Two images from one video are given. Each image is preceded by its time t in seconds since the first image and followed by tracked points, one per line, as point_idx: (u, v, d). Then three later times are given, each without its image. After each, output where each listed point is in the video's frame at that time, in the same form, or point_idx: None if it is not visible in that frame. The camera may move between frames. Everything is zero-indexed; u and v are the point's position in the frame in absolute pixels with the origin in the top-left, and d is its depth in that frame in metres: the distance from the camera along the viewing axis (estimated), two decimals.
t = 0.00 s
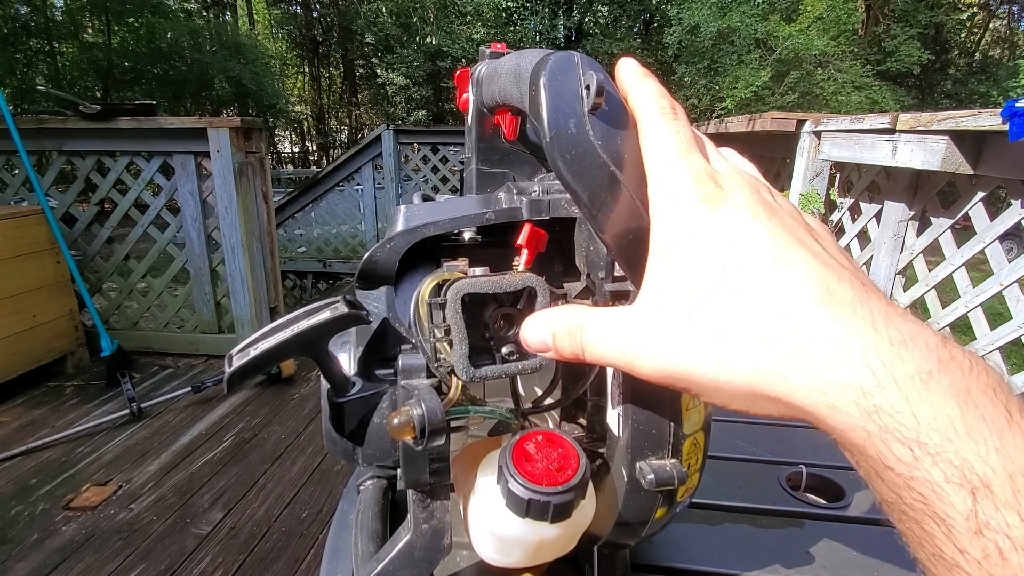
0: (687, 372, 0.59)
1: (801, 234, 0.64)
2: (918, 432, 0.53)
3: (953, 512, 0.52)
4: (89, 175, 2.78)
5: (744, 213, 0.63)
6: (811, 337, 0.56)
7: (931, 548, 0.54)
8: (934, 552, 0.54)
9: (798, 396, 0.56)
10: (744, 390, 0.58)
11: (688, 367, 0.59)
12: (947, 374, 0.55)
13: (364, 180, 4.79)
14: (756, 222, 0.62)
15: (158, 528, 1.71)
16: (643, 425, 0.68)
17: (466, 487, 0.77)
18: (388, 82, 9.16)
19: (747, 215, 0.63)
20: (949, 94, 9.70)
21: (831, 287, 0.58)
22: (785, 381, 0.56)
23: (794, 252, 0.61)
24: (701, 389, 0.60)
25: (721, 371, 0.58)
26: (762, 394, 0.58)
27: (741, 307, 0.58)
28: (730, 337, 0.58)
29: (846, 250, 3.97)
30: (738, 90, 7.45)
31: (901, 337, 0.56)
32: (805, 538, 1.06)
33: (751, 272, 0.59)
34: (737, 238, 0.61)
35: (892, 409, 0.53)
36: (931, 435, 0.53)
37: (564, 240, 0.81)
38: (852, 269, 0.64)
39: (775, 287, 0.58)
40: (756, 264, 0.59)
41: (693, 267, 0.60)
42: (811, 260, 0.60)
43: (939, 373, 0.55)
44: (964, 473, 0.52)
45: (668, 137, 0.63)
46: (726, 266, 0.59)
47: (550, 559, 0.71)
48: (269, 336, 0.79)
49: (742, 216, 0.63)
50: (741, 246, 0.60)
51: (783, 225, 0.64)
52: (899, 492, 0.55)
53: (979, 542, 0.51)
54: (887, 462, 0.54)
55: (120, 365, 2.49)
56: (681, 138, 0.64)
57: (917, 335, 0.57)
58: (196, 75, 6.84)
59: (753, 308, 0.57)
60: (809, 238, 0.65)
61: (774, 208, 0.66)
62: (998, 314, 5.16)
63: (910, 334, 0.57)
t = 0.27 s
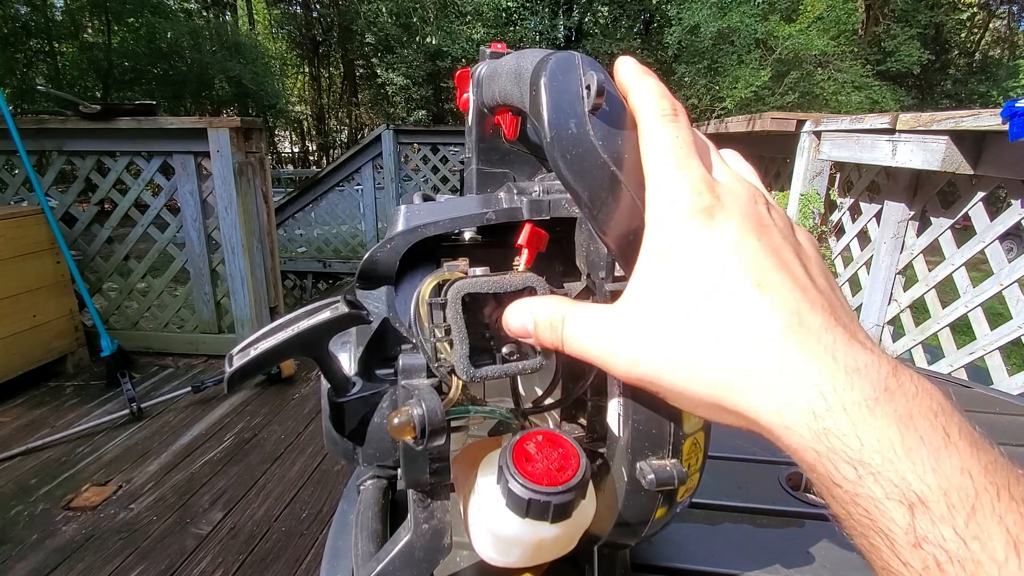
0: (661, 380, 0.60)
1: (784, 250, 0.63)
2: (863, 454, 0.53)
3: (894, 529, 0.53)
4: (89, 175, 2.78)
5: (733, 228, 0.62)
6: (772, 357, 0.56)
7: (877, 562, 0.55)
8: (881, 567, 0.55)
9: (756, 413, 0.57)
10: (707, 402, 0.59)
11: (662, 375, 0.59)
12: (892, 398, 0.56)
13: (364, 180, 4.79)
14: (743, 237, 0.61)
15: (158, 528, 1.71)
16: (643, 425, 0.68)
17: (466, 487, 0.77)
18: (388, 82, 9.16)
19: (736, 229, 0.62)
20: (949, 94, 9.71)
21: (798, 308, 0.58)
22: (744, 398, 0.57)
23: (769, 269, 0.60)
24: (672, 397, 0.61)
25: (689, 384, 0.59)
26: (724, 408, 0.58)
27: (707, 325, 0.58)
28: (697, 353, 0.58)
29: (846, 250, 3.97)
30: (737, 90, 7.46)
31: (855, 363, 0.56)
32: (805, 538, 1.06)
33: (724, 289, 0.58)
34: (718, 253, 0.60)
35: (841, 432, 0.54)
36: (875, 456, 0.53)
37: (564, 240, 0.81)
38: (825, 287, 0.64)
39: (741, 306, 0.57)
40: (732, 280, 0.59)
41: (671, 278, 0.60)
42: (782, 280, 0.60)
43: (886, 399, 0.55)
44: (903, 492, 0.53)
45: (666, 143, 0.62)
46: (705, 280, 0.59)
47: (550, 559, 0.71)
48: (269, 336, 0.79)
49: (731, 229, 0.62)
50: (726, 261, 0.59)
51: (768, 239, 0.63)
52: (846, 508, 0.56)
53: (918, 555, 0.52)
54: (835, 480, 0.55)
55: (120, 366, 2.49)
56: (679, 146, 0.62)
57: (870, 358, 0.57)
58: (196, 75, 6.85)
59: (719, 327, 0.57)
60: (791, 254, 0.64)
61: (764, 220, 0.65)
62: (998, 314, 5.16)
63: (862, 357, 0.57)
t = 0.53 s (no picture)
0: (659, 383, 0.60)
1: (782, 254, 0.64)
2: (856, 458, 0.54)
3: (886, 531, 0.54)
4: (89, 175, 2.78)
5: (733, 231, 0.62)
6: (768, 362, 0.57)
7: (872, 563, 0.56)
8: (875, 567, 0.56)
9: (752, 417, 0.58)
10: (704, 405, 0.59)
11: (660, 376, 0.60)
12: (886, 403, 0.56)
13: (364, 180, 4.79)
14: (742, 242, 0.61)
15: (158, 528, 1.71)
16: (644, 425, 0.68)
17: (466, 487, 0.77)
18: (388, 82, 9.16)
19: (735, 233, 0.62)
20: (949, 94, 9.71)
21: (795, 313, 0.58)
22: (741, 401, 0.57)
23: (768, 274, 0.60)
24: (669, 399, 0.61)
25: (687, 387, 0.59)
26: (721, 411, 0.59)
27: (704, 329, 0.58)
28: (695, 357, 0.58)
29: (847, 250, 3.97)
30: (737, 90, 7.46)
31: (850, 369, 0.57)
32: (805, 538, 1.06)
33: (723, 294, 0.59)
34: (717, 257, 0.60)
35: (835, 437, 0.55)
36: (868, 460, 0.54)
37: (564, 240, 0.81)
38: (822, 291, 0.64)
39: (738, 310, 0.58)
40: (730, 284, 0.59)
41: (669, 281, 0.60)
42: (780, 284, 0.60)
43: (880, 404, 0.56)
44: (895, 496, 0.54)
45: (664, 145, 0.62)
46: (702, 283, 0.59)
47: (550, 560, 0.71)
48: (269, 336, 0.79)
49: (731, 232, 0.62)
50: (725, 266, 0.60)
51: (766, 243, 0.63)
52: (840, 510, 0.57)
53: (910, 557, 0.54)
54: (829, 484, 0.56)
55: (120, 366, 2.49)
56: (678, 148, 0.62)
57: (865, 364, 0.58)
58: (196, 75, 6.85)
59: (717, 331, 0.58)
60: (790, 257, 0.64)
61: (763, 223, 0.65)
62: (998, 314, 5.16)
63: (856, 362, 0.58)
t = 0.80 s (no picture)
0: (659, 384, 0.60)
1: (782, 256, 0.63)
2: (854, 460, 0.54)
3: (884, 532, 0.55)
4: (89, 175, 2.78)
5: (733, 233, 0.62)
6: (766, 365, 0.57)
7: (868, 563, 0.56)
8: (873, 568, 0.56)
9: (751, 419, 0.58)
10: (703, 407, 0.60)
11: (660, 379, 0.60)
12: (884, 405, 0.56)
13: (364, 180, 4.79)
14: (743, 244, 0.61)
15: (158, 528, 1.71)
16: (643, 425, 0.68)
17: (466, 487, 0.77)
18: (388, 82, 9.16)
19: (736, 234, 0.62)
20: (948, 94, 9.72)
21: (794, 315, 0.58)
22: (741, 403, 0.58)
23: (767, 275, 0.60)
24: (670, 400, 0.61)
25: (686, 389, 0.59)
26: (721, 412, 0.59)
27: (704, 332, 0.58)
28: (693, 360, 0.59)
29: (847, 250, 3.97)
30: (737, 90, 7.46)
31: (848, 371, 0.57)
32: (805, 538, 1.06)
33: (723, 296, 0.59)
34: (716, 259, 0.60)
35: (833, 439, 0.55)
36: (867, 462, 0.54)
37: (564, 240, 0.81)
38: (821, 293, 0.64)
39: (738, 312, 0.58)
40: (730, 287, 0.59)
41: (669, 283, 0.60)
42: (778, 286, 0.60)
43: (879, 405, 0.56)
44: (893, 497, 0.54)
45: (666, 145, 0.62)
46: (702, 285, 0.59)
47: (550, 560, 0.71)
48: (269, 336, 0.79)
49: (731, 234, 0.62)
50: (726, 267, 0.60)
51: (765, 244, 0.63)
52: (838, 512, 0.57)
53: (907, 558, 0.54)
54: (828, 485, 0.56)
55: (120, 366, 2.49)
56: (679, 149, 0.62)
57: (862, 366, 0.58)
58: (196, 75, 6.85)
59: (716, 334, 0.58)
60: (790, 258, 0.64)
61: (763, 226, 0.65)
62: (998, 314, 5.17)
63: (855, 364, 0.58)
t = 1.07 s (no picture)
0: (696, 371, 0.58)
1: (804, 246, 0.64)
2: (904, 442, 0.53)
3: (931, 518, 0.53)
4: (89, 175, 2.78)
5: (754, 223, 0.62)
6: (807, 348, 0.56)
7: (913, 552, 0.55)
8: (917, 557, 0.54)
9: (794, 404, 0.56)
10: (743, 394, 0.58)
11: (696, 366, 0.58)
12: (932, 387, 0.56)
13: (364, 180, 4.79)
14: (766, 233, 0.61)
15: (158, 528, 1.71)
16: (644, 425, 0.68)
17: (466, 487, 0.77)
18: (388, 82, 9.16)
19: (757, 224, 0.62)
20: (948, 94, 9.72)
21: (830, 300, 0.58)
22: (784, 387, 0.56)
23: (796, 263, 0.60)
24: (705, 390, 0.59)
25: (725, 375, 0.58)
26: (762, 397, 0.57)
27: (744, 316, 0.57)
28: (732, 345, 0.57)
29: (847, 250, 3.97)
30: (737, 90, 7.47)
31: (891, 353, 0.57)
32: (805, 539, 1.06)
33: (759, 281, 0.58)
34: (745, 246, 0.60)
35: (880, 421, 0.54)
36: (915, 444, 0.53)
37: (565, 240, 0.81)
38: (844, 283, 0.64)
39: (777, 294, 0.57)
40: (759, 274, 0.58)
41: (701, 269, 0.59)
42: (809, 273, 0.60)
43: (925, 388, 0.56)
44: (942, 481, 0.52)
45: (672, 142, 0.63)
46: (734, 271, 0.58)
47: (550, 560, 0.71)
48: (269, 336, 0.79)
49: (753, 223, 0.62)
50: (753, 255, 0.59)
51: (786, 234, 0.63)
52: (882, 499, 0.55)
53: (954, 544, 0.52)
54: (873, 469, 0.54)
55: (120, 366, 2.48)
56: (687, 146, 0.63)
57: (901, 351, 0.58)
58: (196, 75, 6.85)
59: (758, 318, 0.57)
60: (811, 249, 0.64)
61: (778, 218, 0.65)
62: (998, 314, 5.17)
63: (896, 348, 0.58)
